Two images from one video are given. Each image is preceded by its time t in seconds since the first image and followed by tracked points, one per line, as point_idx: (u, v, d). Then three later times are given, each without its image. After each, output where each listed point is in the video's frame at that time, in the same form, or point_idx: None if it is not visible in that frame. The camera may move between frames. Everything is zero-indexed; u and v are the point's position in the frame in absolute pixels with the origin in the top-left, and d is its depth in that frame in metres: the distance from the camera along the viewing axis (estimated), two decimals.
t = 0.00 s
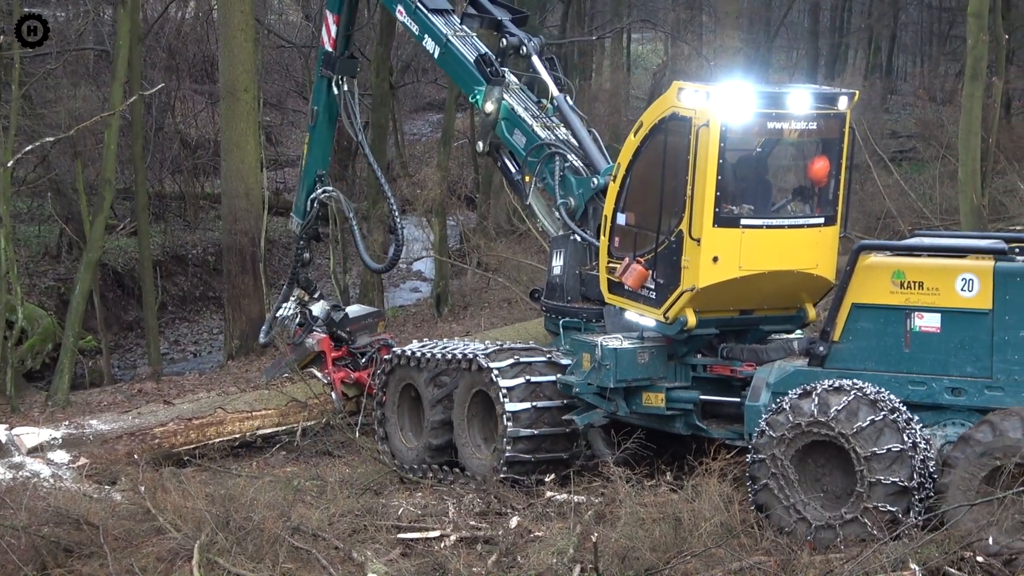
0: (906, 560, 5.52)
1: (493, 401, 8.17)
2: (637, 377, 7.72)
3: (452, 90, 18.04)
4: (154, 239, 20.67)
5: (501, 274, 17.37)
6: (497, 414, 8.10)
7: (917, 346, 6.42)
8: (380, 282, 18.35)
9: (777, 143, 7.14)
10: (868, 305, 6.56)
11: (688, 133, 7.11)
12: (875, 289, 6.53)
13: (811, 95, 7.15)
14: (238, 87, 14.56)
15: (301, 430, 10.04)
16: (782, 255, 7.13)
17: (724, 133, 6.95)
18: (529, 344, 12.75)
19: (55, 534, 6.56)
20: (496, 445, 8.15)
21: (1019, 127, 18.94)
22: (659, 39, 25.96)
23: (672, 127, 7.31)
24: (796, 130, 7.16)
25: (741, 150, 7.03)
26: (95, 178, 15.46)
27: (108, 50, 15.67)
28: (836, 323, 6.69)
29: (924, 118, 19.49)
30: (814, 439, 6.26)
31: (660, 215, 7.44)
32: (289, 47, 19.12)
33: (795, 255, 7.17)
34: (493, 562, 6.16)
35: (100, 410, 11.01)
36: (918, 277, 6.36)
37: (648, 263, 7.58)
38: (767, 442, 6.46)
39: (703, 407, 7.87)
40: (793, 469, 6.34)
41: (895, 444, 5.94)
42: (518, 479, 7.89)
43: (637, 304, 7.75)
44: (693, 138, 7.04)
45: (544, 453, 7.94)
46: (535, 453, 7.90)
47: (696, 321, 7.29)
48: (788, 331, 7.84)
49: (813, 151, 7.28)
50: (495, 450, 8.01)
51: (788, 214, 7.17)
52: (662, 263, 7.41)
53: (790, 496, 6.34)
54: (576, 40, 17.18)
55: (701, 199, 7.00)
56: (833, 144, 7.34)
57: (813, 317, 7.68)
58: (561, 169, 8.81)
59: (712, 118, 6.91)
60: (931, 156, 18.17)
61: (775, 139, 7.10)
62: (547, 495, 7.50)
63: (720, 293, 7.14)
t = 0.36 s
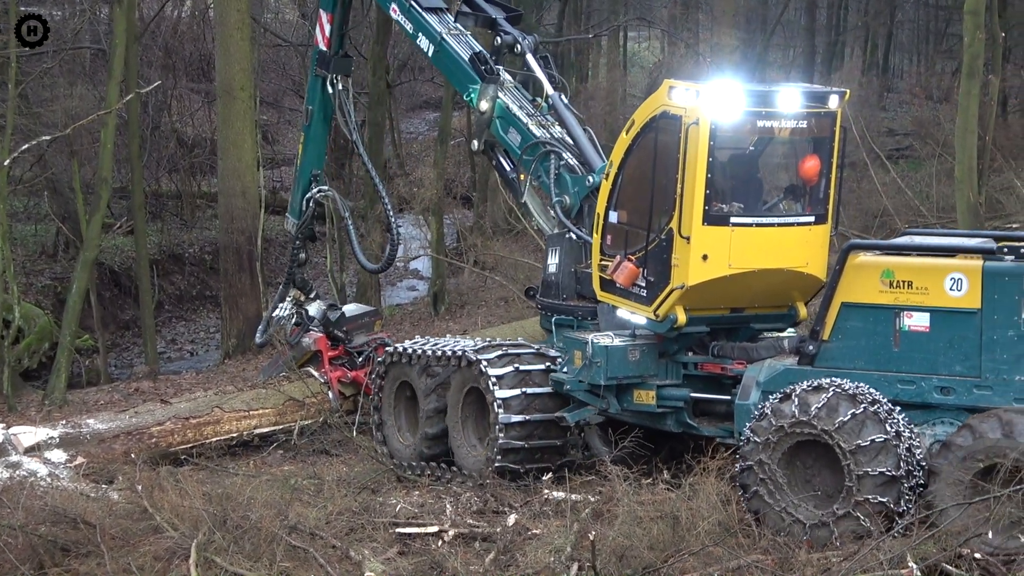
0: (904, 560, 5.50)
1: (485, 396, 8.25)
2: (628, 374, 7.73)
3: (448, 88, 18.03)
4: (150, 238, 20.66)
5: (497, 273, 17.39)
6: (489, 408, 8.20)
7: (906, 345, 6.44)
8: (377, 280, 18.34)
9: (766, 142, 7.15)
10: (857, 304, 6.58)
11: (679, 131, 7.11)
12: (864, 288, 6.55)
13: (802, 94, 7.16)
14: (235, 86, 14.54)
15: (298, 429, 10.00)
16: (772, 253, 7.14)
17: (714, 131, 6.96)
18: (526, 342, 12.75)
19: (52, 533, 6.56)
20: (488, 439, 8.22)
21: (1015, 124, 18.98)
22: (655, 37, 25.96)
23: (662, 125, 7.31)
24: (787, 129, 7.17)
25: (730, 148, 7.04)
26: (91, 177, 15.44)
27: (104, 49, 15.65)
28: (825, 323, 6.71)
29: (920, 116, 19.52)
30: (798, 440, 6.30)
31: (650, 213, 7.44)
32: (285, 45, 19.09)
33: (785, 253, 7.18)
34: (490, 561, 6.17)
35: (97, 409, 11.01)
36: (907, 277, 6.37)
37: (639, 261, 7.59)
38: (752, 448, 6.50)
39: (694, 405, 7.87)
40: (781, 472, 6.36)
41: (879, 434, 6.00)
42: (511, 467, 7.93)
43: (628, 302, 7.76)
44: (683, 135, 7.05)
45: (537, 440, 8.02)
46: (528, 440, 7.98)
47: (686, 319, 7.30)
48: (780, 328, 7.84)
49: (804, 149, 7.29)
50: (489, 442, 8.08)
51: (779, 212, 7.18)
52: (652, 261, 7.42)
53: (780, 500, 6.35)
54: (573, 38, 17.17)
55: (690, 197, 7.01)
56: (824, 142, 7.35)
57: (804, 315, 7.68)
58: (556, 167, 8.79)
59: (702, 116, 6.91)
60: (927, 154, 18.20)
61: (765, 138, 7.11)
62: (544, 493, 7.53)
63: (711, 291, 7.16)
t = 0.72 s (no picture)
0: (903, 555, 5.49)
1: (479, 392, 8.33)
2: (620, 371, 7.74)
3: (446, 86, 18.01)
4: (149, 236, 20.65)
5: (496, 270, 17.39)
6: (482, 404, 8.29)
7: (896, 343, 6.45)
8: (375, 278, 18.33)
9: (758, 140, 7.15)
10: (848, 302, 6.59)
11: (671, 129, 7.12)
12: (854, 286, 6.56)
13: (793, 92, 7.17)
14: (233, 84, 14.51)
15: (297, 428, 9.99)
16: (762, 250, 7.14)
17: (705, 129, 6.95)
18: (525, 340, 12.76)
19: (50, 532, 6.56)
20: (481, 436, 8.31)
21: (1013, 121, 18.98)
22: (654, 34, 25.95)
23: (655, 122, 7.31)
24: (778, 127, 7.18)
25: (721, 146, 7.04)
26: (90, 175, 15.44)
27: (102, 47, 15.63)
28: (816, 320, 6.72)
29: (919, 114, 19.51)
30: (784, 440, 6.33)
31: (643, 210, 7.44)
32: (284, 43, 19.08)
33: (776, 251, 7.19)
34: (489, 558, 6.17)
35: (96, 407, 11.01)
36: (898, 275, 6.39)
37: (631, 258, 7.60)
38: (740, 454, 6.52)
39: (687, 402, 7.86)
40: (770, 475, 6.38)
41: (861, 424, 6.06)
42: (506, 453, 8.01)
43: (621, 299, 7.76)
44: (675, 133, 7.05)
45: (531, 424, 8.11)
46: (521, 423, 8.07)
47: (677, 316, 7.28)
48: (771, 326, 7.83)
49: (796, 147, 7.30)
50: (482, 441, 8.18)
51: (770, 209, 7.19)
52: (645, 258, 7.43)
53: (773, 501, 6.36)
54: (571, 36, 17.14)
55: (681, 194, 7.01)
56: (816, 140, 7.36)
57: (796, 313, 7.68)
58: (553, 165, 8.77)
59: (693, 113, 6.91)
60: (926, 152, 18.19)
61: (756, 136, 7.12)
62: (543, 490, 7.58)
63: (701, 288, 7.17)
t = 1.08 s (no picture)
0: (902, 552, 5.48)
1: (474, 389, 8.35)
2: (612, 368, 7.81)
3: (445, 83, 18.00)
4: (148, 233, 20.65)
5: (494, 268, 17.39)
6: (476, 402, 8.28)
7: (886, 340, 6.49)
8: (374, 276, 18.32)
9: (750, 137, 7.15)
10: (839, 299, 6.63)
11: (661, 126, 7.11)
12: (845, 283, 6.59)
13: (783, 89, 7.16)
14: (231, 81, 14.50)
15: (296, 425, 10.00)
16: (753, 247, 7.14)
17: (695, 127, 6.95)
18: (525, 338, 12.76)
19: (50, 529, 6.56)
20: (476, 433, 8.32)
21: (1012, 118, 18.97)
22: (653, 32, 25.94)
23: (645, 120, 7.31)
24: (769, 124, 7.17)
25: (711, 143, 7.04)
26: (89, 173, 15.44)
27: (101, 45, 15.63)
28: (806, 317, 6.76)
29: (918, 111, 19.50)
30: (770, 439, 6.40)
31: (634, 207, 7.44)
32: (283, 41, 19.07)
33: (767, 248, 7.18)
34: (489, 555, 6.17)
35: (95, 405, 11.01)
36: (887, 272, 6.41)
37: (623, 255, 7.60)
38: (729, 459, 6.57)
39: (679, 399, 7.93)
40: (760, 475, 6.43)
41: (843, 414, 6.15)
42: (501, 439, 7.97)
43: (613, 296, 7.77)
44: (666, 130, 7.04)
45: (524, 408, 8.07)
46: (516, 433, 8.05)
47: (668, 313, 7.30)
48: (763, 322, 7.81)
49: (787, 144, 7.29)
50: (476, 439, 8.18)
51: (762, 207, 7.19)
52: (636, 255, 7.43)
53: (767, 502, 6.39)
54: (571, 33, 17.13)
55: (672, 192, 7.01)
56: (807, 137, 7.35)
57: (787, 310, 7.66)
58: (547, 162, 8.80)
59: (683, 111, 6.91)
60: (924, 149, 18.17)
61: (746, 133, 7.11)
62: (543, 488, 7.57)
63: (692, 285, 7.17)
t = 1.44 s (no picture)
0: (902, 551, 5.48)
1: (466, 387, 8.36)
2: (604, 366, 7.81)
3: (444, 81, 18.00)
4: (147, 231, 20.66)
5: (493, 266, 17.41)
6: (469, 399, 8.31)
7: (875, 337, 6.52)
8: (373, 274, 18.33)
9: (739, 135, 7.15)
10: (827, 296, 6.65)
11: (650, 125, 7.13)
12: (834, 280, 6.62)
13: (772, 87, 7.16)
14: (230, 79, 14.51)
15: (295, 422, 10.02)
16: (742, 245, 7.12)
17: (683, 125, 6.97)
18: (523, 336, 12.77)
19: (49, 526, 6.57)
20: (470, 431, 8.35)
21: (1010, 116, 18.99)
22: (652, 29, 25.95)
23: (634, 118, 7.33)
24: (758, 122, 7.18)
25: (700, 141, 7.05)
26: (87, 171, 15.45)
27: (100, 42, 15.63)
28: (796, 315, 6.77)
29: (917, 108, 19.52)
30: (756, 439, 6.47)
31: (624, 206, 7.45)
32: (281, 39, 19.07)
33: (757, 246, 7.16)
34: (489, 552, 6.17)
35: (94, 403, 11.02)
36: (876, 269, 6.44)
37: (613, 253, 7.61)
38: (719, 466, 6.63)
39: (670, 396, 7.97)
40: (752, 477, 6.48)
41: (823, 405, 6.24)
42: (495, 427, 8.00)
43: (604, 294, 7.78)
44: (654, 129, 7.06)
45: (516, 394, 8.11)
46: (509, 422, 8.07)
47: (658, 311, 7.32)
48: (754, 320, 7.80)
49: (777, 142, 7.29)
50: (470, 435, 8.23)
51: (752, 204, 7.18)
52: (626, 253, 7.44)
53: (760, 501, 6.43)
54: (570, 30, 17.13)
55: (661, 190, 7.01)
56: (797, 134, 7.35)
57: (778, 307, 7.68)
58: (540, 160, 8.78)
59: (672, 110, 6.93)
60: (923, 147, 18.18)
61: (735, 131, 7.12)
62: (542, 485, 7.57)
63: (682, 283, 7.18)
